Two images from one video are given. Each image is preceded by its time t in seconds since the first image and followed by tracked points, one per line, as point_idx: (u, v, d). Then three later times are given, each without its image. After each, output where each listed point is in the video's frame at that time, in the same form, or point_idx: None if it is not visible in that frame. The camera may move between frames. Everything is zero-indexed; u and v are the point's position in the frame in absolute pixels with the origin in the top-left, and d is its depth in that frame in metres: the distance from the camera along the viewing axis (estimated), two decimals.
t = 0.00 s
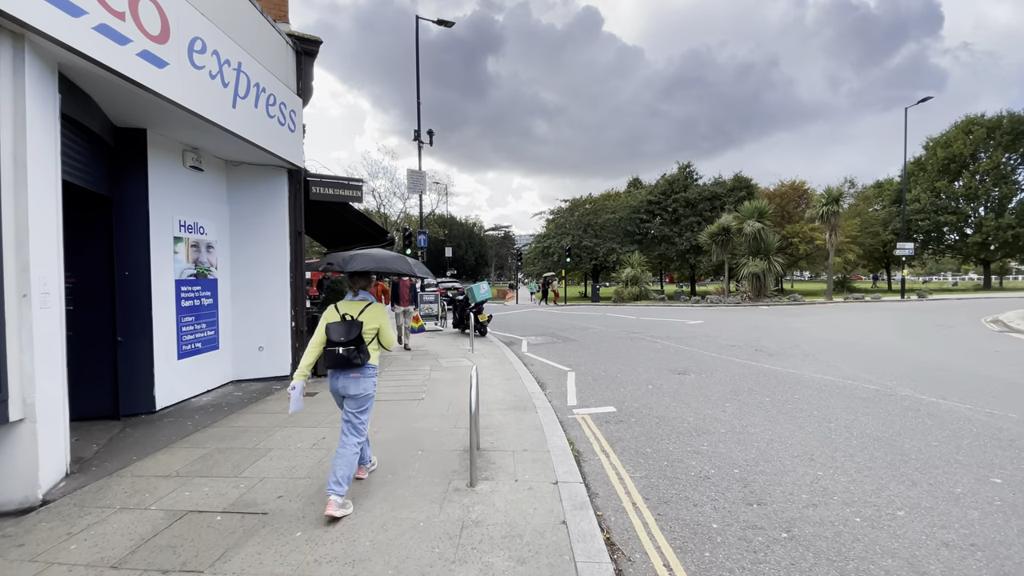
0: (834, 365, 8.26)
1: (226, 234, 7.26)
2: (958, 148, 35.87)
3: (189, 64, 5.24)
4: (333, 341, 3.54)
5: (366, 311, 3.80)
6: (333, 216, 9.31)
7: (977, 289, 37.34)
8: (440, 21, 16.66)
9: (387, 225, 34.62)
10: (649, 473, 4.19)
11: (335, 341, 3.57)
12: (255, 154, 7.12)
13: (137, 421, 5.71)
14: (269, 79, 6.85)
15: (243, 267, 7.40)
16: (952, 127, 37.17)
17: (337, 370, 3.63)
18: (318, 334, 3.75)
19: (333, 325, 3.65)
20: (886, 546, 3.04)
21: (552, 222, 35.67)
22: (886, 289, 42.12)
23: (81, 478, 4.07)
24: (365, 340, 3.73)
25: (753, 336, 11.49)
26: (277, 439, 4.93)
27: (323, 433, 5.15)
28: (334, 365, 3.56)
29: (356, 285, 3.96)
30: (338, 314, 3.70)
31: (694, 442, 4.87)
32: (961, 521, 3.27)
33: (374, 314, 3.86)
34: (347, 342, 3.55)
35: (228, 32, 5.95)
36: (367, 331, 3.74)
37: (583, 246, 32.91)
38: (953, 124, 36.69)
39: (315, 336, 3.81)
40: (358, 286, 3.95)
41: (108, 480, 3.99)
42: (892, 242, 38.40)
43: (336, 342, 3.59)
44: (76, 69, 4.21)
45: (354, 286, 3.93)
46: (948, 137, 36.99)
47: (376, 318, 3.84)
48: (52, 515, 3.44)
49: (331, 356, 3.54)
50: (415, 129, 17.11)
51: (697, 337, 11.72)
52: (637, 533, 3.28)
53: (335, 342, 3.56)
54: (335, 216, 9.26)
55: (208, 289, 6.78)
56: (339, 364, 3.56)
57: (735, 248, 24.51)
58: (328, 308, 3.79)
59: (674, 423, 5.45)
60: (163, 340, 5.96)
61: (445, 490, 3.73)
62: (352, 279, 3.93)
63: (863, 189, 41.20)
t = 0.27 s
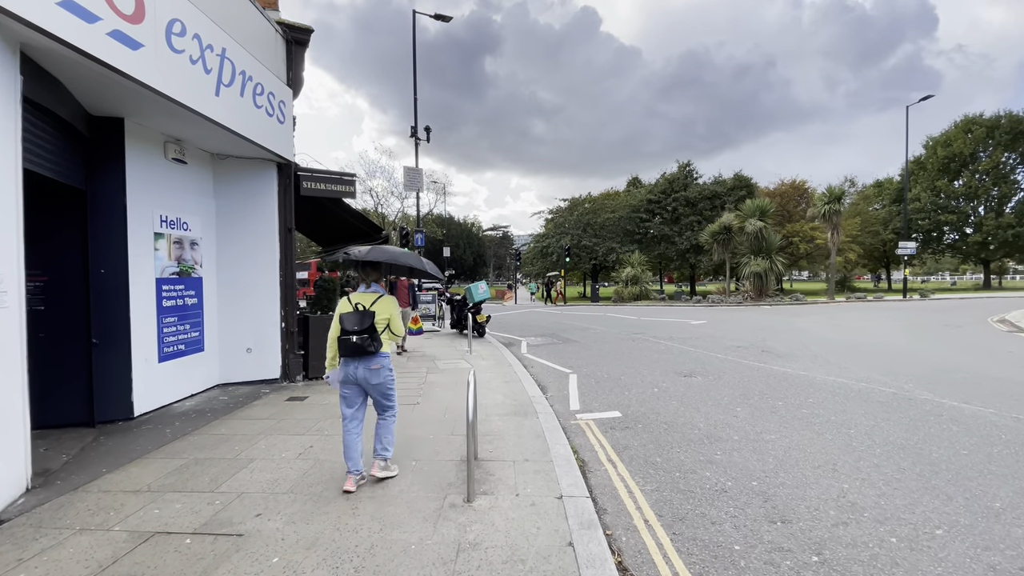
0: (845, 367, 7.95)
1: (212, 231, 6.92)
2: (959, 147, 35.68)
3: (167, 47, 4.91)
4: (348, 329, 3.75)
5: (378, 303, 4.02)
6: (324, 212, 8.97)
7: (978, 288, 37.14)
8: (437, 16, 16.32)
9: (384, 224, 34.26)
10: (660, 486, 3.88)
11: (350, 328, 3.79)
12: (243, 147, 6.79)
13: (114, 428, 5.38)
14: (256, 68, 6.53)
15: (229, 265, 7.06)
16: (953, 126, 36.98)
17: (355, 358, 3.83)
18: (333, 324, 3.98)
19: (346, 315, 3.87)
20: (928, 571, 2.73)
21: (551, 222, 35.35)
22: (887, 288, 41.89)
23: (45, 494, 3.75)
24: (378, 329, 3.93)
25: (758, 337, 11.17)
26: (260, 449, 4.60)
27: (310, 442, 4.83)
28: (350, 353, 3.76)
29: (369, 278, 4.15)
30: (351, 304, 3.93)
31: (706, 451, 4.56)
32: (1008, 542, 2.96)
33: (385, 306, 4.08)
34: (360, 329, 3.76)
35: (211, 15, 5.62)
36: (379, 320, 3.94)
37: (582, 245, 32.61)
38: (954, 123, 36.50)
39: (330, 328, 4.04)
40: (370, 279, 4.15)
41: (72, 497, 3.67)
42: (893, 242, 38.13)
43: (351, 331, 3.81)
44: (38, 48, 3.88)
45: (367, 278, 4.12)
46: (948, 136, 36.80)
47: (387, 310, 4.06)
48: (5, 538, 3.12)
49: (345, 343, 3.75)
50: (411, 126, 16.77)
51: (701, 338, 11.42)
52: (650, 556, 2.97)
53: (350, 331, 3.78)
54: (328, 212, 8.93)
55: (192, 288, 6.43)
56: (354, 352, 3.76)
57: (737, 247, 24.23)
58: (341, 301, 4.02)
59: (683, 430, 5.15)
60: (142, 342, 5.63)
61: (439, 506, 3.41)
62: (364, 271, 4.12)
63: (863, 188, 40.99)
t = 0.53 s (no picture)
0: (857, 374, 7.66)
1: (199, 233, 6.65)
2: (961, 149, 35.50)
3: (148, 39, 4.63)
4: (367, 342, 3.88)
5: (396, 316, 4.15)
6: (314, 212, 8.66)
7: (980, 290, 36.94)
8: (435, 15, 16.06)
9: (382, 226, 33.96)
10: (672, 509, 3.61)
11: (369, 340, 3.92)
12: (232, 145, 6.52)
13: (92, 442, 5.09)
14: (245, 63, 6.25)
15: (217, 268, 6.78)
16: (954, 128, 36.80)
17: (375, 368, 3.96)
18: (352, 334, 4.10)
19: (365, 327, 3.99)
20: None
21: (551, 224, 35.10)
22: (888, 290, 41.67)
23: (7, 519, 3.47)
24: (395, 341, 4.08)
25: (763, 341, 10.89)
26: (244, 466, 4.32)
27: (298, 457, 4.55)
28: (372, 363, 3.92)
29: (388, 290, 4.33)
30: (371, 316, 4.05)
31: (719, 469, 4.28)
32: None
33: (403, 318, 4.20)
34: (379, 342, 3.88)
35: (196, 6, 5.34)
36: (397, 333, 4.06)
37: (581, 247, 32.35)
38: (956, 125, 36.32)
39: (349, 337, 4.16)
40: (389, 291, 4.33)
41: (36, 523, 3.39)
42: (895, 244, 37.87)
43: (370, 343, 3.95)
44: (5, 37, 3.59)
45: (386, 291, 4.28)
46: (950, 138, 36.64)
47: (405, 322, 4.20)
48: None
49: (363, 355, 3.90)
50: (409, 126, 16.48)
51: (704, 342, 11.15)
52: None
53: (369, 343, 3.91)
54: (322, 213, 8.65)
55: (177, 293, 6.15)
56: (376, 363, 3.91)
57: (739, 249, 23.97)
58: (360, 310, 4.14)
59: (692, 443, 4.88)
60: (123, 351, 5.34)
61: (433, 534, 3.13)
62: (385, 283, 4.28)
63: (864, 190, 40.78)
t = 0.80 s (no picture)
0: (872, 380, 7.36)
1: (187, 233, 6.39)
2: (965, 150, 35.22)
3: (127, 26, 4.37)
4: (381, 334, 4.06)
5: (408, 309, 4.29)
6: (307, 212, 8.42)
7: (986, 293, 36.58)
8: (435, 14, 15.83)
9: (382, 229, 33.73)
10: (687, 530, 3.32)
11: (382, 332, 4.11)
12: (220, 141, 6.26)
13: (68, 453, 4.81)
14: (233, 54, 5.99)
15: (206, 269, 6.51)
16: (959, 129, 36.51)
17: (387, 358, 4.15)
18: (365, 326, 4.28)
19: (379, 320, 4.17)
20: None
21: (552, 226, 34.84)
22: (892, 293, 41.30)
23: None
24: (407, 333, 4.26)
25: (772, 345, 10.58)
26: (226, 480, 4.05)
27: (284, 470, 4.27)
28: (380, 353, 4.10)
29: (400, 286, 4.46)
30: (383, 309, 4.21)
31: (735, 484, 3.99)
32: None
33: (415, 311, 4.37)
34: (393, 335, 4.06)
35: None
36: (409, 326, 4.22)
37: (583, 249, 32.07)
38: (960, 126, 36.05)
39: (362, 329, 4.33)
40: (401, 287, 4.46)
41: None
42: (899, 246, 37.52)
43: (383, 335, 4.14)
44: None
45: (398, 285, 4.41)
46: (954, 139, 36.36)
47: (416, 315, 4.37)
48: None
49: (377, 347, 4.09)
50: (408, 126, 16.23)
51: (711, 346, 10.86)
52: None
53: (381, 335, 4.10)
54: (317, 213, 8.39)
55: (162, 295, 5.88)
56: (384, 353, 4.10)
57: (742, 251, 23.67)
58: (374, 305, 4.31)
59: (704, 455, 4.59)
60: (103, 356, 5.07)
61: (426, 560, 2.85)
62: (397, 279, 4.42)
63: (868, 192, 40.48)
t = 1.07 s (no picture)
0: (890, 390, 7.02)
1: (174, 236, 6.14)
2: (972, 153, 34.85)
3: (103, 17, 4.13)
4: (391, 338, 4.28)
5: (414, 314, 4.54)
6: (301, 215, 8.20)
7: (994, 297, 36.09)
8: (437, 15, 15.66)
9: (384, 232, 33.52)
10: (703, 562, 3.01)
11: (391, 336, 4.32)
12: (208, 140, 6.02)
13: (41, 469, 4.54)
14: (221, 50, 5.75)
15: (193, 274, 6.26)
16: (965, 132, 36.15)
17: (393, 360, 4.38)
18: (374, 331, 4.50)
19: (387, 325, 4.40)
20: None
21: (554, 230, 34.59)
22: (898, 297, 40.85)
23: None
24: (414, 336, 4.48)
25: (782, 352, 10.26)
26: (204, 500, 3.78)
27: (267, 490, 3.99)
28: (391, 357, 4.33)
29: (406, 291, 4.63)
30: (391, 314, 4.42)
31: (753, 506, 3.69)
32: None
33: (420, 316, 4.60)
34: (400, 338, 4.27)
35: None
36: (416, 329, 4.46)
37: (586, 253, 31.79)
38: (966, 129, 35.69)
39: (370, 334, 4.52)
40: (406, 292, 4.62)
41: None
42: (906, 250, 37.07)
43: (391, 339, 4.35)
44: None
45: (404, 291, 4.66)
46: (961, 142, 36.01)
47: (422, 319, 4.61)
48: None
49: (386, 349, 4.31)
50: (408, 129, 16.01)
51: (718, 353, 10.55)
52: None
53: (391, 339, 4.32)
54: (312, 216, 8.15)
55: (146, 301, 5.63)
56: (395, 357, 4.33)
57: (748, 255, 23.32)
58: (382, 310, 4.54)
59: (717, 473, 4.29)
60: (80, 365, 4.80)
61: None
62: (403, 285, 4.60)
63: (874, 195, 40.09)
